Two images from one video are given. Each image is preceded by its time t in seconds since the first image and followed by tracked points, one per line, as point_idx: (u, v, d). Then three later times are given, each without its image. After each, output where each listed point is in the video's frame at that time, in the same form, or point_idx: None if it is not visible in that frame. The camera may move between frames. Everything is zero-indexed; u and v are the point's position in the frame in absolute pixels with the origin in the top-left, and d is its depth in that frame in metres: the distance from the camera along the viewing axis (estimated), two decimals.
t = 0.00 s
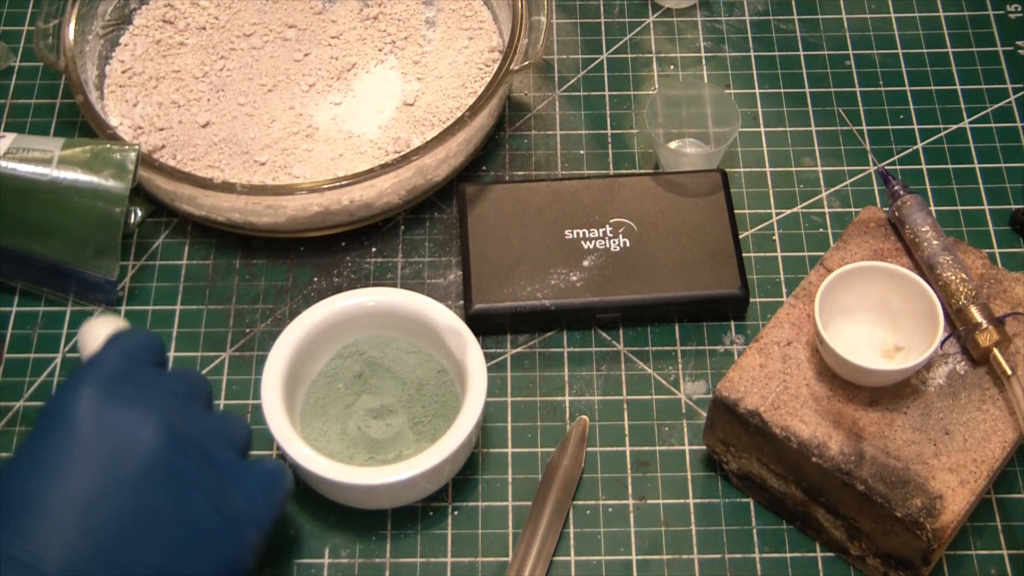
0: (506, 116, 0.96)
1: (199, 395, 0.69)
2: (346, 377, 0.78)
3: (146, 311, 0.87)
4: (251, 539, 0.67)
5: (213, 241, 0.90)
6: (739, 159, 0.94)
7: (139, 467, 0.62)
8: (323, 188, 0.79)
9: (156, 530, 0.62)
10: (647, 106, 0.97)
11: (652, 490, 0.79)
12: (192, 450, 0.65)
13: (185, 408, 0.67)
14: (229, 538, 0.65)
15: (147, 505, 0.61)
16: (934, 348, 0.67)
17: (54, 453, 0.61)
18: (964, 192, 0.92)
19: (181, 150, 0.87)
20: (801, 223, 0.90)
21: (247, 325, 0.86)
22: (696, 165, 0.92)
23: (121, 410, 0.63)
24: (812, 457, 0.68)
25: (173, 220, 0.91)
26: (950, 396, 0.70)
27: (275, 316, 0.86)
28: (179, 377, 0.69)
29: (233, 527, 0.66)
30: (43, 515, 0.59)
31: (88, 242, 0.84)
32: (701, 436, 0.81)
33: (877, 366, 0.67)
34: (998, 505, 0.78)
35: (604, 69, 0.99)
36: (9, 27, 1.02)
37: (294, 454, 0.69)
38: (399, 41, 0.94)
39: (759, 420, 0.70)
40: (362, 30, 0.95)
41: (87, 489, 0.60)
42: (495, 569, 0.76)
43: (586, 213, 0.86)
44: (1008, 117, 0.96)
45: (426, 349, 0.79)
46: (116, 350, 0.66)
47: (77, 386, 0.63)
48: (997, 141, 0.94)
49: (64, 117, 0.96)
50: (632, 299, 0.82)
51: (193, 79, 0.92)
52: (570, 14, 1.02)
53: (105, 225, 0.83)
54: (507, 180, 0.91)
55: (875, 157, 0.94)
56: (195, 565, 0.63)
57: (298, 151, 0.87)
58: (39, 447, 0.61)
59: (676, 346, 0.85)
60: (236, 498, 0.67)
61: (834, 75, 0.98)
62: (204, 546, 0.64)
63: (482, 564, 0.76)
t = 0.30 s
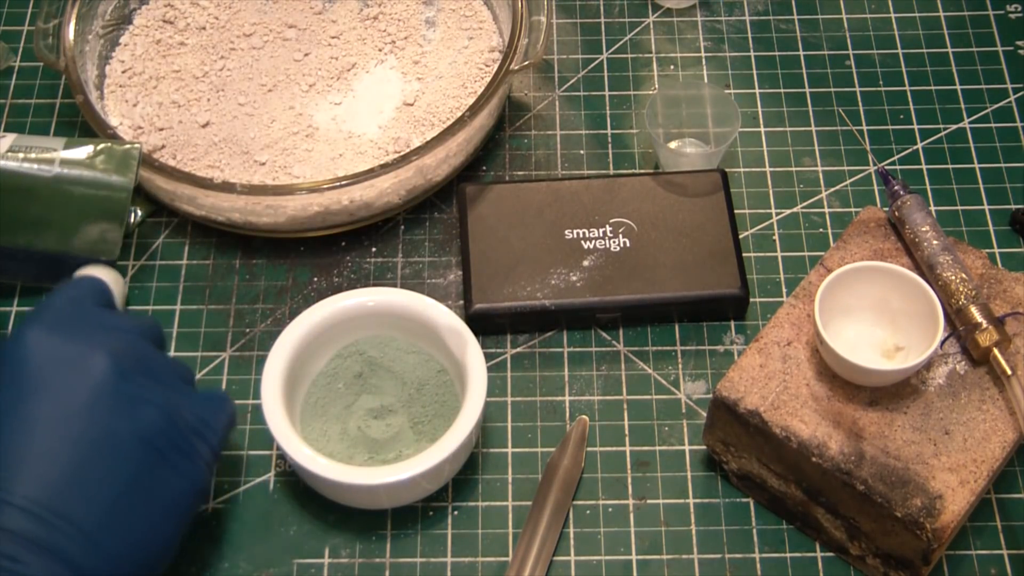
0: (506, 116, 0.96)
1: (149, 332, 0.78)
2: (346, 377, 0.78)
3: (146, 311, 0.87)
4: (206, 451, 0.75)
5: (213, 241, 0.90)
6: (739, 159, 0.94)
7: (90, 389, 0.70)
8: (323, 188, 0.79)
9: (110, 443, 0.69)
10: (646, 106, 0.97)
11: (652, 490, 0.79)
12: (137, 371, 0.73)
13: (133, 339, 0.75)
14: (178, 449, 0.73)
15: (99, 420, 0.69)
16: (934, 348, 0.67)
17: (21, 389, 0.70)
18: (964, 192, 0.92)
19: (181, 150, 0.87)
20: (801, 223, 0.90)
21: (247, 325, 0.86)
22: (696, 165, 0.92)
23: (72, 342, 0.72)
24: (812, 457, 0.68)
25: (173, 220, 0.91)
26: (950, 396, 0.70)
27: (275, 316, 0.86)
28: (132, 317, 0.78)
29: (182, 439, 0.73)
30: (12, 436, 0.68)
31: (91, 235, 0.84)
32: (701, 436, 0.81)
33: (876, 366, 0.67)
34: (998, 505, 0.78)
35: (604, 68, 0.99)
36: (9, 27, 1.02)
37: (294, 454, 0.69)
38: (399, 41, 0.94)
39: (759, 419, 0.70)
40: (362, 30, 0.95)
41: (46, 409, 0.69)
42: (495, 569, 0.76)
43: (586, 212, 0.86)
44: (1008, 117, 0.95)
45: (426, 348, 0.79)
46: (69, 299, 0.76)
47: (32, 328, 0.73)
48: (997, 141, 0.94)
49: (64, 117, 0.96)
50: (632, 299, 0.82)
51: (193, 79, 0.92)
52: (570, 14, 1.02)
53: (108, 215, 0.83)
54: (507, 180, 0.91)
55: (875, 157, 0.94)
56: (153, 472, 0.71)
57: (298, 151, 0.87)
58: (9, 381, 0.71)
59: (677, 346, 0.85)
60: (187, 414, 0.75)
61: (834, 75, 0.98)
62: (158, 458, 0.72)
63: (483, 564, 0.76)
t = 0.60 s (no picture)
0: (506, 116, 0.96)
1: (112, 383, 0.69)
2: (346, 377, 0.78)
3: (146, 311, 0.87)
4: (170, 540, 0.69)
5: (213, 241, 0.90)
6: (739, 159, 0.94)
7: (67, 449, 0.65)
8: (323, 188, 0.79)
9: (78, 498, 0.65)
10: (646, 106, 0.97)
11: (652, 490, 0.79)
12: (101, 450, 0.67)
13: (90, 400, 0.67)
14: (142, 537, 0.68)
15: (55, 505, 0.64)
16: (934, 348, 0.67)
17: None
18: (964, 192, 0.92)
19: (181, 150, 0.87)
20: (801, 223, 0.90)
21: (247, 325, 0.86)
22: (696, 165, 0.92)
23: (28, 404, 0.66)
24: (812, 457, 0.68)
25: (173, 220, 0.91)
26: (950, 396, 0.70)
27: (275, 316, 0.86)
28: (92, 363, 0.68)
29: (143, 528, 0.68)
30: None
31: (90, 237, 0.84)
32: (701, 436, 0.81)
33: (876, 366, 0.67)
34: (998, 505, 0.78)
35: (604, 69, 0.99)
36: (9, 27, 1.02)
37: (294, 454, 0.69)
38: (399, 41, 0.94)
39: (759, 419, 0.70)
40: (362, 30, 0.95)
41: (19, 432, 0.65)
42: (495, 569, 0.76)
43: (586, 213, 0.86)
44: (1009, 117, 0.95)
45: (427, 348, 0.79)
46: (32, 338, 0.67)
47: None
48: (997, 141, 0.94)
49: (64, 117, 0.96)
50: (633, 299, 0.82)
51: (193, 79, 0.92)
52: (570, 14, 1.02)
53: (107, 216, 0.83)
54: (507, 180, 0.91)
55: (875, 156, 0.94)
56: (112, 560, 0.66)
57: (298, 151, 0.87)
58: None
59: (677, 346, 0.85)
60: (153, 501, 0.69)
61: (834, 75, 0.98)
62: (118, 547, 0.66)
63: (482, 564, 0.76)
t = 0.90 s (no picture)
0: (506, 116, 0.96)
1: None
2: (346, 377, 0.78)
3: (146, 311, 0.87)
4: None
5: (213, 241, 0.90)
6: (739, 159, 0.94)
7: None
8: (323, 188, 0.79)
9: None
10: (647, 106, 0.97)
11: (652, 490, 0.79)
12: None
13: None
14: None
15: None
16: (934, 348, 0.67)
17: None
18: (964, 192, 0.92)
19: (181, 150, 0.87)
20: (802, 223, 0.90)
21: (247, 325, 0.86)
22: (696, 165, 0.92)
23: None
24: (812, 458, 0.68)
25: (173, 220, 0.91)
26: (950, 396, 0.70)
27: (275, 316, 0.86)
28: None
29: None
30: None
31: (89, 236, 0.84)
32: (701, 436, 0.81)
33: (876, 366, 0.67)
34: (998, 505, 0.78)
35: (604, 69, 0.99)
36: (9, 27, 1.02)
37: (294, 455, 0.69)
38: (399, 41, 0.94)
39: (759, 419, 0.70)
40: (362, 30, 0.95)
41: None
42: (495, 569, 0.76)
43: (586, 213, 0.86)
44: (1009, 117, 0.95)
45: (427, 348, 0.79)
46: None
47: None
48: (997, 141, 0.94)
49: (64, 117, 0.96)
50: (632, 299, 0.82)
51: (193, 79, 0.92)
52: (570, 14, 1.02)
53: (106, 214, 0.83)
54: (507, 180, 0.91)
55: (875, 156, 0.94)
56: None
57: (298, 151, 0.87)
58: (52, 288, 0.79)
59: (677, 346, 0.85)
60: None
61: (834, 75, 0.98)
62: None
63: (483, 564, 0.76)
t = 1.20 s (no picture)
0: (506, 116, 0.96)
1: None
2: (346, 377, 0.78)
3: (146, 311, 0.87)
4: None
5: (213, 241, 0.90)
6: (739, 159, 0.94)
7: None
8: (323, 188, 0.79)
9: None
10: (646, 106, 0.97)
11: (653, 490, 0.79)
12: None
13: None
14: None
15: None
16: (934, 348, 0.67)
17: None
18: (964, 192, 0.92)
19: (181, 150, 0.87)
20: (801, 223, 0.90)
21: (247, 325, 0.86)
22: (696, 165, 0.92)
23: None
24: (812, 458, 0.68)
25: (173, 220, 0.91)
26: (951, 396, 0.70)
27: (275, 316, 0.86)
28: None
29: None
30: None
31: (88, 235, 0.84)
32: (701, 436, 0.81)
33: (876, 366, 0.67)
34: (998, 505, 0.78)
35: (604, 69, 0.99)
36: (9, 27, 1.02)
37: (294, 454, 0.69)
38: (399, 41, 0.94)
39: (759, 419, 0.70)
40: (362, 31, 0.95)
41: None
42: (495, 569, 0.76)
43: (586, 213, 0.86)
44: (1009, 117, 0.95)
45: (427, 347, 0.79)
46: None
47: None
48: (997, 141, 0.94)
49: (63, 117, 0.96)
50: (632, 299, 0.82)
51: (193, 79, 0.92)
52: (570, 14, 1.02)
53: (106, 214, 0.83)
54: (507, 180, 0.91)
55: (875, 156, 0.94)
56: None
57: (298, 151, 0.87)
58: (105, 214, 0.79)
59: (677, 346, 0.85)
60: None
61: (834, 75, 0.98)
62: None
63: (482, 564, 0.76)
